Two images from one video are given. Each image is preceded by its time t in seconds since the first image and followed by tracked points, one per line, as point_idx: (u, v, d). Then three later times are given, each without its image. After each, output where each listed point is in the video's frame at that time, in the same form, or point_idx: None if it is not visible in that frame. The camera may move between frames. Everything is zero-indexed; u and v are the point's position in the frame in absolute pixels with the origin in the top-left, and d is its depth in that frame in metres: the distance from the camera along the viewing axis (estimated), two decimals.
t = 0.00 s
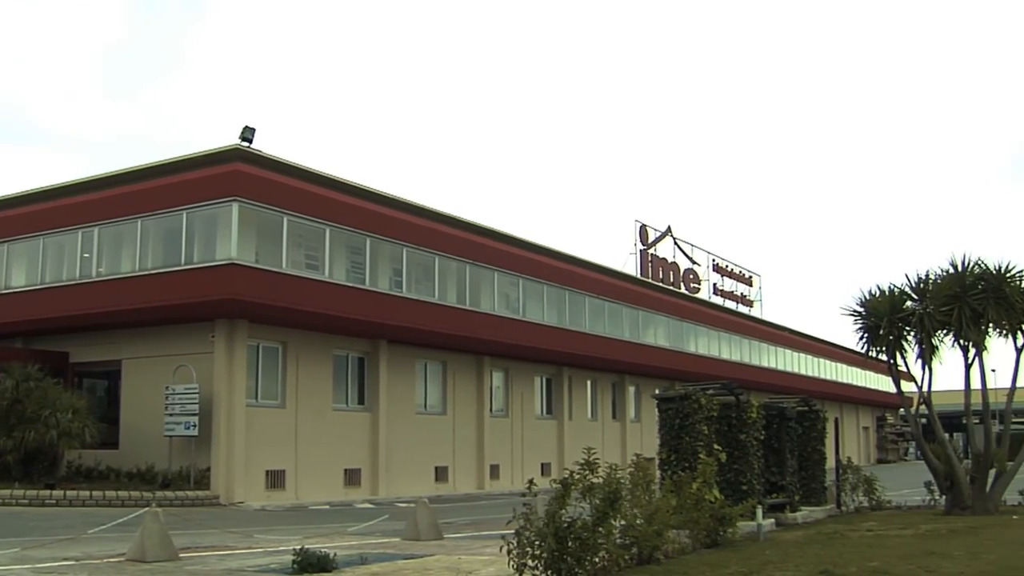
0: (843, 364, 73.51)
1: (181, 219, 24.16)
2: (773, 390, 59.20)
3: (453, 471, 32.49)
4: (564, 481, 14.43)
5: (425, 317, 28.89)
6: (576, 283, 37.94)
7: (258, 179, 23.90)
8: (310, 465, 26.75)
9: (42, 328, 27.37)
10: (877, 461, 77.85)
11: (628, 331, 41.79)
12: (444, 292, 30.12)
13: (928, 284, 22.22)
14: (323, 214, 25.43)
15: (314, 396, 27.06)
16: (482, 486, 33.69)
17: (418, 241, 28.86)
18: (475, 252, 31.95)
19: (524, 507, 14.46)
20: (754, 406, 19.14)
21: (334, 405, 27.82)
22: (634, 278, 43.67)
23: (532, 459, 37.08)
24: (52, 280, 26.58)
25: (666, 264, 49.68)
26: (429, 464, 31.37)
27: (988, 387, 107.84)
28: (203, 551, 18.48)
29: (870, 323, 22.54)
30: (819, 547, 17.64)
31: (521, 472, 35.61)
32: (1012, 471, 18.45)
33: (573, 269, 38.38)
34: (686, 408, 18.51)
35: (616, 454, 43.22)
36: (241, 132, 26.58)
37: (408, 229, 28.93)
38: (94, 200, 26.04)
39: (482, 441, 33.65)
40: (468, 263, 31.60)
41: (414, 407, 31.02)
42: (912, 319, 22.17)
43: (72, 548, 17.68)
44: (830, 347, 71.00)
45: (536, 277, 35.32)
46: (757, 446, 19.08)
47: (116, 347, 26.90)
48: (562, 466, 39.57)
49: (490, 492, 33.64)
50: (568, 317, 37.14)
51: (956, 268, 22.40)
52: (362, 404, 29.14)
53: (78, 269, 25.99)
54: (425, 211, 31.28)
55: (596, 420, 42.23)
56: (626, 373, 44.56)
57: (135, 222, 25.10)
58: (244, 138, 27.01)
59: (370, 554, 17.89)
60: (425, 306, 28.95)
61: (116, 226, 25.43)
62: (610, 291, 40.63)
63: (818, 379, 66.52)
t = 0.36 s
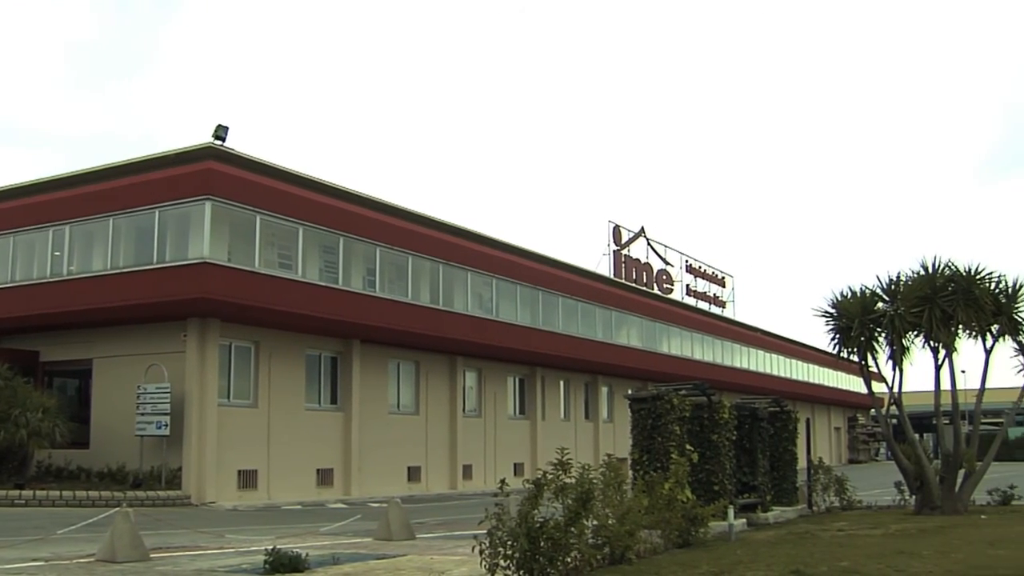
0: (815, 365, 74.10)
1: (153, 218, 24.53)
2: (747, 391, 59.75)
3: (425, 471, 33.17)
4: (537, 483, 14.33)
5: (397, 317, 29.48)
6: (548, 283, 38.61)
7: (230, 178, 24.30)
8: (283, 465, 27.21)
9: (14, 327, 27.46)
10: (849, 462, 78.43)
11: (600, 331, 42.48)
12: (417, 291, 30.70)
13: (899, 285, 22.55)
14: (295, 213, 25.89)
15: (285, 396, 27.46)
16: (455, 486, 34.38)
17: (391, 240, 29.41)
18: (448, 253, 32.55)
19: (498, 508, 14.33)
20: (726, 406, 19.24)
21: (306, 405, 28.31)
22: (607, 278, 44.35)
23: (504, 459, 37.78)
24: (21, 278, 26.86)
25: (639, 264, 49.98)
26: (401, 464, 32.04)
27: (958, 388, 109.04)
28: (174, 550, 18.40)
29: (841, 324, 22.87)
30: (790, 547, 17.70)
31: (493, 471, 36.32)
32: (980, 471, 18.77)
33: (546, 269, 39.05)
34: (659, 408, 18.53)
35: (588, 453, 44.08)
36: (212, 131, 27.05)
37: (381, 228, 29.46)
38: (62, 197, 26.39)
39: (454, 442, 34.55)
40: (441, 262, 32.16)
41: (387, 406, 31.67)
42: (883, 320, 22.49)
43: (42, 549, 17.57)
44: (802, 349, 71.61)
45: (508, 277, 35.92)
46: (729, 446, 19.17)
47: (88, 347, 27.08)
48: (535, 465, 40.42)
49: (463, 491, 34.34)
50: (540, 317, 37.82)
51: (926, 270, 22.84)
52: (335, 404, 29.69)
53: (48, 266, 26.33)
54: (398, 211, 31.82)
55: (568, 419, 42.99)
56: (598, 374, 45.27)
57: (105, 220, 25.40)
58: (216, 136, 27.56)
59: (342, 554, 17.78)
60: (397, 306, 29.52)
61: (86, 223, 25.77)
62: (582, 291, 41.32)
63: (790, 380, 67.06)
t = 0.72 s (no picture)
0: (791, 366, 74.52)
1: (129, 217, 24.66)
2: (723, 391, 60.17)
3: (401, 471, 33.28)
4: (512, 484, 14.09)
5: (372, 316, 29.68)
6: (525, 283, 38.86)
7: (206, 177, 24.47)
8: (258, 465, 27.23)
9: None
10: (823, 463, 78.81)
11: (577, 332, 42.71)
12: (392, 291, 30.94)
13: (874, 286, 23.00)
14: (271, 213, 26.09)
15: (260, 395, 27.47)
16: (431, 486, 34.51)
17: (367, 240, 29.63)
18: (425, 252, 32.75)
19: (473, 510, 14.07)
20: (701, 406, 19.37)
21: (282, 405, 28.33)
22: (584, 279, 44.62)
23: (481, 459, 37.92)
24: None
25: (613, 265, 49.90)
26: (377, 464, 32.11)
27: (932, 390, 109.82)
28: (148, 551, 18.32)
29: (816, 324, 23.26)
30: (765, 547, 17.68)
31: (469, 472, 36.43)
32: (953, 472, 19.20)
33: (523, 270, 39.30)
34: (634, 409, 18.57)
35: (564, 454, 44.33)
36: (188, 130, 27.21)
37: (357, 228, 29.66)
38: (36, 194, 26.60)
39: (430, 442, 34.66)
40: (417, 262, 32.36)
41: (363, 406, 31.75)
42: (858, 321, 22.95)
43: (13, 549, 17.45)
44: (776, 349, 71.92)
45: (484, 277, 36.12)
46: (705, 446, 19.27)
47: (63, 346, 27.05)
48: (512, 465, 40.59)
49: (439, 491, 34.46)
50: (517, 318, 38.04)
51: (901, 272, 23.31)
52: (311, 404, 29.72)
53: (23, 265, 26.41)
54: (375, 211, 32.02)
55: (545, 420, 43.18)
56: (575, 374, 45.47)
57: (81, 218, 25.49)
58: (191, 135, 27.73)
59: (317, 554, 17.63)
60: (372, 306, 29.73)
61: (60, 220, 25.91)
62: (559, 291, 41.56)
63: (765, 381, 67.34)
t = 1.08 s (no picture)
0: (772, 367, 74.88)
1: (110, 215, 24.63)
2: (704, 392, 60.43)
3: (382, 471, 33.28)
4: (494, 484, 13.94)
5: (353, 316, 29.70)
6: (507, 284, 38.94)
7: (187, 176, 24.47)
8: (238, 464, 27.17)
9: None
10: (803, 463, 79.12)
11: (558, 332, 42.80)
12: (374, 291, 30.97)
13: (854, 287, 23.23)
14: (252, 212, 26.08)
15: (240, 395, 27.40)
16: (411, 486, 34.53)
17: (348, 240, 29.65)
18: (407, 252, 32.78)
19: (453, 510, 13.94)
20: (682, 407, 19.46)
21: (262, 405, 28.28)
22: (565, 280, 44.71)
23: (461, 459, 37.95)
24: None
25: (594, 265, 50.05)
26: (358, 464, 32.10)
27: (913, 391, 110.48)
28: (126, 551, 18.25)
29: (797, 326, 23.54)
30: (745, 547, 17.70)
31: (450, 471, 36.44)
32: (932, 472, 19.39)
33: (505, 270, 39.37)
34: (615, 409, 18.60)
35: (545, 454, 44.42)
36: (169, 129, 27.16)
37: (338, 227, 29.67)
38: (15, 192, 26.55)
39: (411, 442, 34.67)
40: (399, 262, 32.40)
41: (343, 405, 31.74)
42: (838, 322, 23.21)
43: None
44: (757, 349, 72.14)
45: (465, 277, 36.16)
46: (685, 447, 19.36)
47: (42, 346, 26.95)
48: (492, 465, 40.64)
49: (419, 491, 34.49)
50: (498, 318, 38.10)
51: (881, 273, 23.55)
52: (291, 403, 29.68)
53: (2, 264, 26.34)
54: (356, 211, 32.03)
55: (525, 420, 43.24)
56: (555, 374, 45.54)
57: (61, 217, 25.44)
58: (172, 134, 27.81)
59: (297, 553, 17.55)
60: (353, 305, 29.75)
61: (40, 219, 25.85)
62: (541, 291, 41.64)
63: (745, 381, 67.54)
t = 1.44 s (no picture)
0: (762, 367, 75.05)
1: (99, 214, 24.61)
2: (694, 391, 60.57)
3: (371, 471, 33.27)
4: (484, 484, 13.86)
5: (342, 316, 29.70)
6: (497, 283, 38.99)
7: (177, 175, 24.47)
8: (227, 464, 27.11)
9: None
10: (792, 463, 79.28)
11: (548, 332, 42.84)
12: (364, 291, 31.00)
13: (843, 288, 23.35)
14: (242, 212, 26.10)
15: (229, 395, 27.39)
16: (401, 486, 34.52)
17: (338, 240, 29.67)
18: (396, 251, 32.80)
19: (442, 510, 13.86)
20: (671, 407, 19.52)
21: (252, 404, 28.27)
22: (556, 280, 44.78)
23: (451, 459, 37.94)
24: None
25: (586, 266, 50.12)
26: (347, 464, 32.07)
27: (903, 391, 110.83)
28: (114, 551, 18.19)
29: (786, 326, 23.86)
30: (734, 547, 17.73)
31: (439, 471, 36.43)
32: (920, 472, 19.50)
33: (495, 270, 39.41)
34: (604, 409, 18.61)
35: (535, 454, 44.45)
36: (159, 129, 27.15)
37: (327, 227, 29.69)
38: (4, 192, 26.50)
39: (401, 442, 34.69)
40: (389, 262, 32.42)
41: (333, 405, 31.73)
42: (827, 322, 23.36)
43: None
44: (746, 349, 72.21)
45: (456, 277, 36.20)
46: (674, 446, 19.42)
47: (32, 345, 26.86)
48: (482, 465, 40.65)
49: (409, 491, 34.49)
50: (488, 318, 38.15)
51: (870, 273, 23.71)
52: (280, 403, 29.65)
53: None
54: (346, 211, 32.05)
55: (515, 420, 43.26)
56: (545, 374, 45.59)
57: (50, 216, 25.40)
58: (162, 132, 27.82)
59: (286, 553, 17.51)
60: (343, 305, 29.76)
61: (29, 218, 25.82)
62: (531, 291, 41.69)
63: (735, 381, 67.60)
